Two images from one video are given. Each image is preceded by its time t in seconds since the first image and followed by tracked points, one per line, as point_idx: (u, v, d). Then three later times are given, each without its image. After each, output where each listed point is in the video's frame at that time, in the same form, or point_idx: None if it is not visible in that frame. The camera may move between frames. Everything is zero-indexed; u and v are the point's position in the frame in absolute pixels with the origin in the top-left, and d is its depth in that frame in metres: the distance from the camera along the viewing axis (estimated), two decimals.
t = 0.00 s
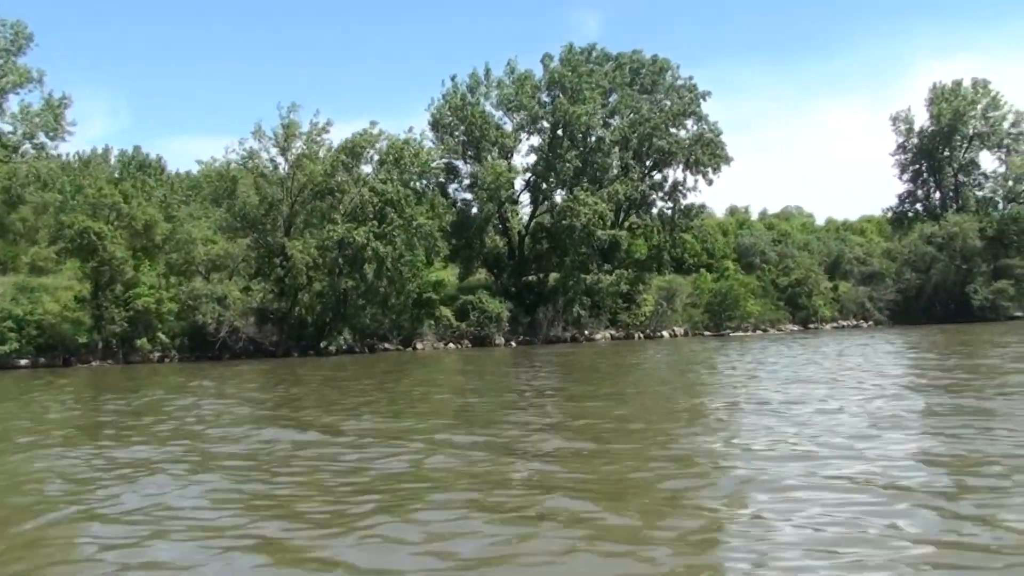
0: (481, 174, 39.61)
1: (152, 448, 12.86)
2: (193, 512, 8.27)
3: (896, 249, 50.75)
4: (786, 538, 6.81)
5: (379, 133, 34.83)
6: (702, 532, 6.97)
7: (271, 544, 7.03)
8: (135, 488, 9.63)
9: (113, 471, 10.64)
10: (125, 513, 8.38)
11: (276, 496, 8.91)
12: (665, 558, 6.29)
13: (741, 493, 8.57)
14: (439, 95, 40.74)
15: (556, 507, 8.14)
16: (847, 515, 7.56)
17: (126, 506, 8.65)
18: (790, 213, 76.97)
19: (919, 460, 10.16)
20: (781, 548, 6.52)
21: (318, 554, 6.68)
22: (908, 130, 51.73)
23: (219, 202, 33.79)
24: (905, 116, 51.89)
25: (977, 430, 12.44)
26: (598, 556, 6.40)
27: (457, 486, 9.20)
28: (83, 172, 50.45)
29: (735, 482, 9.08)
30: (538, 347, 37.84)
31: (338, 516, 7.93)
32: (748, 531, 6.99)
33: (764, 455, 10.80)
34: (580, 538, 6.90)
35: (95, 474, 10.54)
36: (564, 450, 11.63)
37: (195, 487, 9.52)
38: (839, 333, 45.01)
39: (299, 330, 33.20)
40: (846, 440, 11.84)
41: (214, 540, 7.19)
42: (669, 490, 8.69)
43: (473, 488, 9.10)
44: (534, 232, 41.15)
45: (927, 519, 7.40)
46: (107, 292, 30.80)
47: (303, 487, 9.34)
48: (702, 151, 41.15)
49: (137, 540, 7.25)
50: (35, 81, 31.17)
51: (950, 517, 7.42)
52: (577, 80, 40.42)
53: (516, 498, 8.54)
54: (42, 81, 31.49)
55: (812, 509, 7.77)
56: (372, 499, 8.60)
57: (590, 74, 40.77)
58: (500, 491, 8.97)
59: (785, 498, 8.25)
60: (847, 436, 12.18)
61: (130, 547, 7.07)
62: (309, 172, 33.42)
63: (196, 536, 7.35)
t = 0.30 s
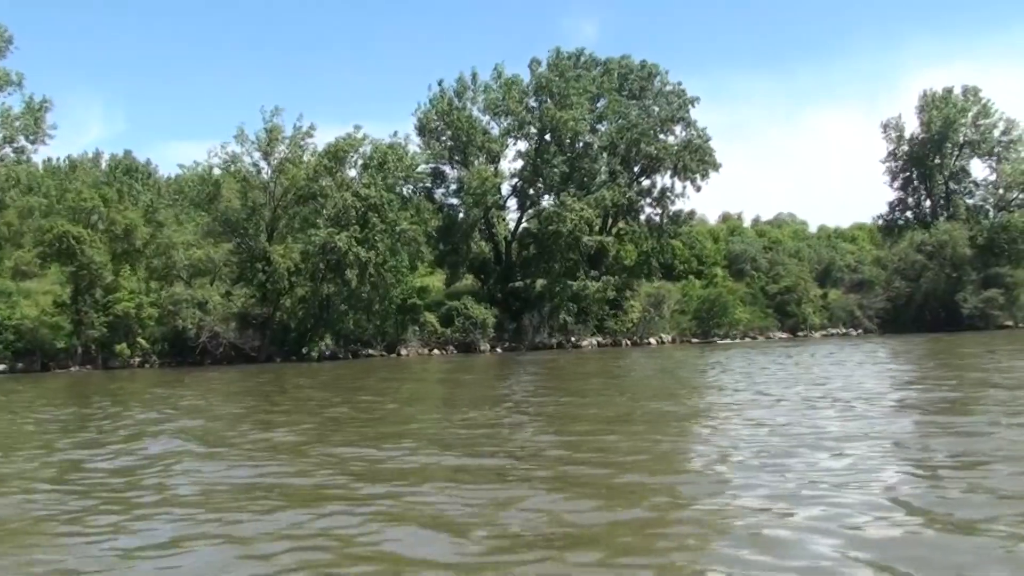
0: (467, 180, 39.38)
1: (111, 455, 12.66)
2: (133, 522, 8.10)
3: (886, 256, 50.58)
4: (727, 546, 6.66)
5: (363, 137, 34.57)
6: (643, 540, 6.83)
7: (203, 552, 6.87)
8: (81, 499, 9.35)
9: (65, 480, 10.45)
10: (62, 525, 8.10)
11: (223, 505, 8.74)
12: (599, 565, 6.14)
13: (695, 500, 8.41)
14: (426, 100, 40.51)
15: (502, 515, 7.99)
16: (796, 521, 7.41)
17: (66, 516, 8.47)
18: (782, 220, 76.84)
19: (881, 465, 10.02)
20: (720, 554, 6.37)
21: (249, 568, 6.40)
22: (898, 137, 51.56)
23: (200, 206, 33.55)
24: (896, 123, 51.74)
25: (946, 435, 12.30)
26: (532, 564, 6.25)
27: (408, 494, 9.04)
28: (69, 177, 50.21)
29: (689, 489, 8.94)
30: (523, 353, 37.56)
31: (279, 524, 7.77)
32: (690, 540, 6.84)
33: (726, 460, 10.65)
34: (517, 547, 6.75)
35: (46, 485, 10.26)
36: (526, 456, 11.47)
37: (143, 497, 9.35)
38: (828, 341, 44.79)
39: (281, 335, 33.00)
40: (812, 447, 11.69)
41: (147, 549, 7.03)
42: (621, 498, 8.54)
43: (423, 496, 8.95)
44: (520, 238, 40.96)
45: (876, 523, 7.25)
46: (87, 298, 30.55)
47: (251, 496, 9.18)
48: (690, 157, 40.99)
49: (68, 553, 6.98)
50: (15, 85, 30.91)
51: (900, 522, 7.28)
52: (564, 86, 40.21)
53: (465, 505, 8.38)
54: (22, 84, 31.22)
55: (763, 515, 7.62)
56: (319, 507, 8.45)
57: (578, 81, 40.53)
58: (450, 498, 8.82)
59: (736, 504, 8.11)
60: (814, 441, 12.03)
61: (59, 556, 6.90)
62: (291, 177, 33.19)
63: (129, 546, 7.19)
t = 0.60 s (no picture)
0: (453, 180, 39.13)
1: (74, 455, 12.41)
2: (80, 524, 7.86)
3: (879, 256, 50.31)
4: (689, 550, 6.40)
5: (347, 137, 34.33)
6: (600, 541, 6.60)
7: (141, 557, 6.63)
8: (39, 501, 9.07)
9: (25, 483, 10.18)
10: (12, 529, 7.83)
11: (176, 507, 8.50)
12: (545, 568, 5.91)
13: (668, 500, 8.13)
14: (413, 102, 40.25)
15: (468, 516, 7.71)
16: (759, 522, 7.17)
17: (10, 520, 8.23)
18: (777, 220, 76.56)
19: (857, 463, 9.76)
20: (674, 554, 6.13)
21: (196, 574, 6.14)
22: (891, 137, 51.31)
23: (184, 207, 33.34)
24: (889, 123, 51.47)
25: (928, 434, 12.05)
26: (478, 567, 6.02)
27: (368, 495, 8.80)
28: (56, 181, 49.85)
29: (656, 488, 8.71)
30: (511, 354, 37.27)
31: (226, 529, 7.52)
32: (647, 539, 6.63)
33: (700, 459, 10.39)
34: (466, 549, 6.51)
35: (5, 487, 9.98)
36: (500, 457, 11.19)
37: (97, 497, 9.11)
38: (821, 342, 44.47)
39: (266, 337, 32.72)
40: (794, 446, 11.40)
41: (93, 554, 6.75)
42: (585, 498, 8.31)
43: (384, 496, 8.72)
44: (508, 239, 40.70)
45: (841, 520, 7.02)
46: (68, 301, 30.23)
47: (208, 496, 8.94)
48: (680, 157, 40.78)
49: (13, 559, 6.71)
50: None
51: (862, 519, 7.03)
52: (552, 85, 39.94)
53: (425, 505, 8.14)
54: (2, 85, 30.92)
55: (727, 513, 7.39)
56: (276, 508, 8.18)
57: (567, 81, 40.27)
58: (410, 499, 8.58)
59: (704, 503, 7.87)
60: (794, 440, 11.76)
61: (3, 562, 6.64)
62: (275, 177, 33.01)
63: (65, 551, 6.94)
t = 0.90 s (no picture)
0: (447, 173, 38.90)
1: (46, 453, 12.26)
2: (26, 524, 7.70)
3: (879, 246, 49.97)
4: (650, 545, 6.20)
5: (338, 131, 34.11)
6: (548, 541, 6.36)
7: (74, 559, 6.46)
8: None
9: None
10: None
11: (123, 506, 8.28)
12: (481, 568, 5.71)
13: (637, 494, 7.92)
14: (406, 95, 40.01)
15: (430, 512, 7.51)
16: (718, 517, 6.93)
17: None
18: (780, 211, 76.14)
19: (832, 456, 9.53)
20: (634, 551, 5.93)
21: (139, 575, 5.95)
22: (890, 125, 50.92)
23: (174, 204, 33.19)
24: (888, 111, 51.08)
25: (913, 426, 11.80)
26: (412, 566, 5.83)
27: (333, 490, 8.60)
28: (51, 180, 49.66)
29: (620, 484, 8.45)
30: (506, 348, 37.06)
31: (182, 527, 7.33)
32: (595, 536, 6.41)
33: (670, 454, 10.14)
34: (407, 548, 6.32)
35: None
36: (475, 452, 10.97)
37: (53, 495, 8.95)
38: (820, 332, 44.14)
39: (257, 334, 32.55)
40: (775, 438, 11.17)
41: (40, 555, 6.55)
42: (546, 494, 8.10)
43: (348, 492, 8.53)
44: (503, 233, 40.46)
45: (801, 516, 6.80)
46: (57, 300, 30.00)
47: (165, 494, 8.77)
48: (675, 147, 40.53)
49: None
50: None
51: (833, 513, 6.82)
52: (546, 77, 39.63)
53: (380, 502, 7.94)
54: None
55: (682, 509, 7.13)
56: (236, 506, 7.99)
57: (561, 73, 39.98)
58: (376, 494, 8.39)
59: (664, 498, 7.66)
60: (775, 432, 11.53)
61: None
62: (264, 173, 32.88)
63: (13, 552, 6.76)
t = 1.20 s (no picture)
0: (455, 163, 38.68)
1: (30, 451, 12.15)
2: None
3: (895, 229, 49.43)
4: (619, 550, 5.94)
5: (344, 122, 33.96)
6: (516, 547, 6.12)
7: (23, 569, 6.30)
8: None
9: None
10: None
11: (92, 511, 8.08)
12: None
13: (617, 492, 7.66)
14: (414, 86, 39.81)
15: (403, 515, 7.28)
16: (696, 517, 6.66)
17: None
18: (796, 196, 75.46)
19: (827, 444, 9.27)
20: (600, 558, 5.67)
21: None
22: (905, 106, 50.29)
23: (181, 198, 33.14)
24: (903, 93, 50.45)
25: (912, 412, 11.52)
26: None
27: (309, 492, 8.38)
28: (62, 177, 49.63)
29: (603, 480, 8.18)
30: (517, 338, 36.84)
31: (146, 534, 7.13)
32: (560, 540, 6.21)
33: (659, 446, 9.87)
34: (371, 554, 6.13)
35: None
36: (463, 445, 10.73)
37: (25, 500, 8.76)
38: (836, 317, 43.69)
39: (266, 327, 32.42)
40: (769, 427, 10.89)
41: None
42: (527, 492, 7.89)
43: (325, 493, 8.31)
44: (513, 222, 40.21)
45: (779, 513, 6.56)
46: (65, 295, 29.90)
47: (138, 497, 8.56)
48: (685, 133, 40.21)
49: None
50: None
51: (814, 513, 6.54)
52: (554, 64, 39.30)
53: (354, 505, 7.72)
54: None
55: (661, 510, 6.86)
56: (206, 511, 7.77)
57: (569, 60, 39.67)
58: (351, 494, 8.17)
59: (646, 495, 7.43)
60: (770, 421, 11.23)
61: None
62: (270, 165, 32.82)
63: None
